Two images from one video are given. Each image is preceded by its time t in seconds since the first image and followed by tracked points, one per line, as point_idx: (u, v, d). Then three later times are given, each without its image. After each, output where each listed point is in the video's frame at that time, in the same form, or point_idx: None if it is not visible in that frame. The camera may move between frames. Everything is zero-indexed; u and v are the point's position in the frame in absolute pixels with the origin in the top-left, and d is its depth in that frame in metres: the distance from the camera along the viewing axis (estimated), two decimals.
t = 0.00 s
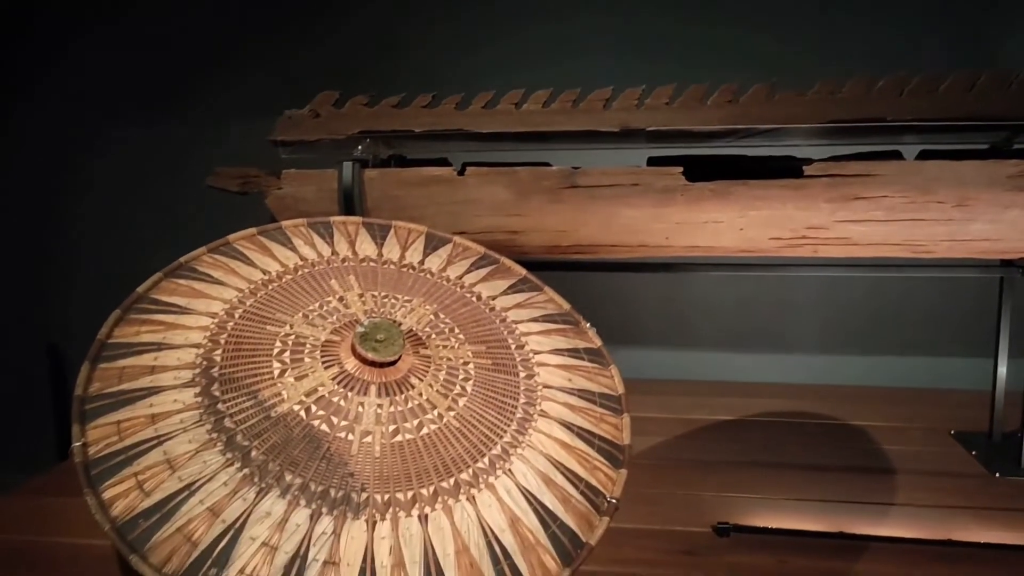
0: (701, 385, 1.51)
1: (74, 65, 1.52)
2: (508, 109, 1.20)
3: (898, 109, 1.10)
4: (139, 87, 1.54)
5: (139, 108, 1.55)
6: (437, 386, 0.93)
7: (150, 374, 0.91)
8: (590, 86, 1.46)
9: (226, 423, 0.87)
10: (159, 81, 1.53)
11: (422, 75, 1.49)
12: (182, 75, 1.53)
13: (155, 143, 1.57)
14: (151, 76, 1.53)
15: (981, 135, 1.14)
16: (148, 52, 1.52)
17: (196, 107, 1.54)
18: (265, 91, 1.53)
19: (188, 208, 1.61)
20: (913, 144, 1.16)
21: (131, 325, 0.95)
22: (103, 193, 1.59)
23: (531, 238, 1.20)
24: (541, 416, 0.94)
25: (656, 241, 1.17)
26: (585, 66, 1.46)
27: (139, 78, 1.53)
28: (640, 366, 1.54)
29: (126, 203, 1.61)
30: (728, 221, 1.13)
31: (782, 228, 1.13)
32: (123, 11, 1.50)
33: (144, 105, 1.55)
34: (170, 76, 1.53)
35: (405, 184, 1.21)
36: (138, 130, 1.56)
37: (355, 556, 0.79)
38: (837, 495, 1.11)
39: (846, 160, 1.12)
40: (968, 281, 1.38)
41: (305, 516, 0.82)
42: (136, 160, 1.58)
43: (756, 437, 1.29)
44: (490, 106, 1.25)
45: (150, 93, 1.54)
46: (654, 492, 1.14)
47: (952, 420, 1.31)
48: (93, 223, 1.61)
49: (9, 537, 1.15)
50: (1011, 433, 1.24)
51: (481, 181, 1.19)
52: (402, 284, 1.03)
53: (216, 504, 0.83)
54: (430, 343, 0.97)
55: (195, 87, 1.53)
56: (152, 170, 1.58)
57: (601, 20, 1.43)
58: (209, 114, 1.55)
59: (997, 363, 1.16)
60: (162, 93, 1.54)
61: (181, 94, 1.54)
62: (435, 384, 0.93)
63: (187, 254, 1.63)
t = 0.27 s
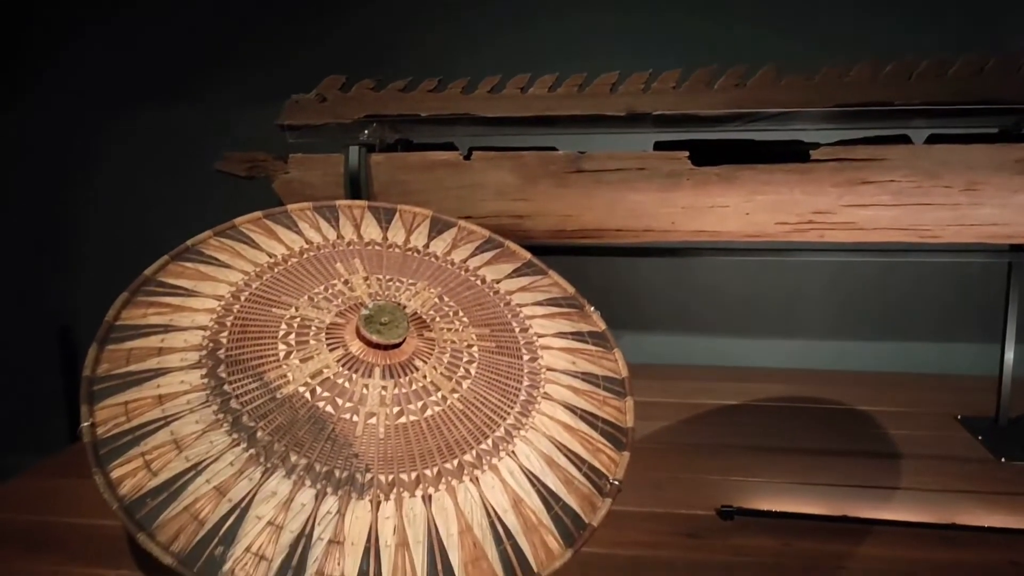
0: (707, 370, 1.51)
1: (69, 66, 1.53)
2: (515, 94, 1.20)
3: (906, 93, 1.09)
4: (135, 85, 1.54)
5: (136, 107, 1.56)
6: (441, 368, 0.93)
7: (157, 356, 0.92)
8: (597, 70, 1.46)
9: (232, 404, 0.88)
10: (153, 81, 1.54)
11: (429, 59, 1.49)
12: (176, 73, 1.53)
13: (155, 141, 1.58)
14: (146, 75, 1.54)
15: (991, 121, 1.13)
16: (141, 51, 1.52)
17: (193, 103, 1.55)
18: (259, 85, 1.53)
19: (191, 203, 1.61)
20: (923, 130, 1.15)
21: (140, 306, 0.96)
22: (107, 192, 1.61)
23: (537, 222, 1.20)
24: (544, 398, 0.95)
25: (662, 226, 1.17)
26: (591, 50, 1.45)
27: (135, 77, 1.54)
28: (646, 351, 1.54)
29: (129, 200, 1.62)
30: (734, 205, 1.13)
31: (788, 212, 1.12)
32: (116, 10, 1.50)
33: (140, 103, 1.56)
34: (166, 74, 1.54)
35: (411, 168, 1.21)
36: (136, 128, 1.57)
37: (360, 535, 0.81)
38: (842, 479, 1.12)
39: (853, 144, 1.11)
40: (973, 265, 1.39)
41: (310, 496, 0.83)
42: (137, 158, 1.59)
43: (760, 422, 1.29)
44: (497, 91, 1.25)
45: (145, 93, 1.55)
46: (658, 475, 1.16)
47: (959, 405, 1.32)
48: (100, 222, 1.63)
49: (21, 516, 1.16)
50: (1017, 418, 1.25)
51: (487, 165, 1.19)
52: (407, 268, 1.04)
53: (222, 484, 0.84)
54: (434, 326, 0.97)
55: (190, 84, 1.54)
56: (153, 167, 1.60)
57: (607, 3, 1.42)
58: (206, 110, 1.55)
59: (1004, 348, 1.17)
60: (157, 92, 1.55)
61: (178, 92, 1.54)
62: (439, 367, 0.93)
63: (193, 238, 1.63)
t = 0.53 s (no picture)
0: (711, 353, 1.52)
1: (66, 65, 1.54)
2: (519, 77, 1.20)
3: (913, 76, 1.08)
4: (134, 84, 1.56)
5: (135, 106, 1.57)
6: (444, 349, 0.94)
7: (162, 336, 0.93)
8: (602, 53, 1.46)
9: (237, 384, 0.88)
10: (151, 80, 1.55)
11: (433, 43, 1.49)
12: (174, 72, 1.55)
13: (155, 139, 1.60)
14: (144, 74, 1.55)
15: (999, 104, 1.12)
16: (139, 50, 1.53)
17: (192, 101, 1.56)
18: (258, 85, 1.54)
19: (192, 201, 1.63)
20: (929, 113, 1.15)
21: (144, 288, 0.96)
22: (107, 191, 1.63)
23: (542, 205, 1.20)
24: (547, 379, 0.96)
25: (667, 209, 1.17)
26: (597, 34, 1.45)
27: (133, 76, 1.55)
28: (650, 334, 1.54)
29: (133, 192, 1.63)
30: (739, 188, 1.13)
31: (793, 195, 1.12)
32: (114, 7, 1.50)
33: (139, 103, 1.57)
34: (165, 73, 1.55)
35: (416, 151, 1.21)
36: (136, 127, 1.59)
37: (363, 513, 0.82)
38: (845, 462, 1.13)
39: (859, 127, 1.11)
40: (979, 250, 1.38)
41: (314, 475, 0.84)
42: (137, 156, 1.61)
43: (764, 406, 1.30)
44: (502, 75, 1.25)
45: (145, 92, 1.56)
46: (661, 458, 1.17)
47: (963, 389, 1.33)
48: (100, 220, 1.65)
49: (28, 496, 1.17)
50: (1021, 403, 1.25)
51: (491, 149, 1.18)
52: (411, 250, 1.04)
53: (228, 463, 0.85)
54: (438, 307, 0.97)
55: (189, 84, 1.55)
56: (153, 166, 1.61)
57: None
58: (205, 109, 1.57)
59: (1008, 333, 1.17)
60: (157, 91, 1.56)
61: (177, 92, 1.56)
62: (443, 348, 0.94)
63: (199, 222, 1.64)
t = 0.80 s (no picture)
0: (713, 338, 1.52)
1: (66, 65, 1.54)
2: (521, 61, 1.19)
3: (916, 59, 1.08)
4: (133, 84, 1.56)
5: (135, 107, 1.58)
6: (444, 331, 0.94)
7: (164, 317, 0.93)
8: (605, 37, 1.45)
9: (238, 365, 0.89)
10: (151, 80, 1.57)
11: (436, 27, 1.49)
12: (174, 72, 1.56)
13: (155, 138, 1.61)
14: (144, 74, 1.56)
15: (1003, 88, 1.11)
16: (139, 50, 1.54)
17: (191, 102, 1.58)
18: (257, 85, 1.56)
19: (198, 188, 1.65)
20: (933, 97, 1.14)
21: (146, 270, 0.97)
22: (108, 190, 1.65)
23: (544, 189, 1.20)
24: (547, 362, 0.97)
25: (669, 193, 1.17)
26: (600, 18, 1.44)
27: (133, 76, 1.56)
28: (653, 318, 1.55)
29: (138, 180, 1.64)
30: (741, 172, 1.12)
31: (796, 179, 1.12)
32: (114, 6, 1.50)
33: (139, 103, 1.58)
34: (164, 73, 1.56)
35: (418, 135, 1.21)
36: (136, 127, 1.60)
37: (364, 494, 0.83)
38: (845, 446, 1.14)
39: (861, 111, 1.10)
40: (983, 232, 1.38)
41: (315, 455, 0.85)
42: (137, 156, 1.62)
43: (765, 389, 1.31)
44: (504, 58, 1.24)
45: (145, 92, 1.57)
46: (661, 441, 1.18)
47: (965, 374, 1.33)
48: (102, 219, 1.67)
49: (34, 478, 1.19)
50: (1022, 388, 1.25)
51: (492, 133, 1.18)
52: (411, 233, 1.04)
53: (229, 443, 0.85)
54: (438, 290, 0.97)
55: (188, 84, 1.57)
56: (154, 165, 1.63)
57: None
58: (205, 110, 1.59)
59: (1010, 318, 1.18)
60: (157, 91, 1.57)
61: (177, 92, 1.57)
62: (443, 330, 0.94)
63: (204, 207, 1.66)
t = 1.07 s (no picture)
0: (714, 323, 1.52)
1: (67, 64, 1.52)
2: (521, 44, 1.19)
3: (919, 42, 1.07)
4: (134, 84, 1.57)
5: (134, 107, 1.59)
6: (443, 313, 0.94)
7: (164, 299, 0.93)
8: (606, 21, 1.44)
9: (237, 346, 0.89)
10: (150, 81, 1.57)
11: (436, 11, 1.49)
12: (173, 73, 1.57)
13: (156, 138, 1.62)
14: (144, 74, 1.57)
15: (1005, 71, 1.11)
16: (139, 50, 1.54)
17: (191, 101, 1.59)
18: (254, 85, 1.57)
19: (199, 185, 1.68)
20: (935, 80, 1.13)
21: (145, 252, 0.97)
22: (107, 192, 1.64)
23: (544, 173, 1.20)
24: (546, 343, 0.97)
25: (669, 176, 1.16)
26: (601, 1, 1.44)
27: (132, 77, 1.57)
28: (654, 303, 1.55)
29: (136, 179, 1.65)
30: (741, 155, 1.12)
31: (797, 163, 1.11)
32: (114, 6, 1.50)
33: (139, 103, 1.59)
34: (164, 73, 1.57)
35: (418, 118, 1.21)
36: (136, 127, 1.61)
37: (362, 473, 0.83)
38: (844, 429, 1.14)
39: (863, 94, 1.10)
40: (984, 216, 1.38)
41: (314, 436, 0.85)
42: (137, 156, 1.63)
43: (765, 373, 1.31)
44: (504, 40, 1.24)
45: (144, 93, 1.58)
46: (661, 424, 1.18)
47: (965, 358, 1.33)
48: (101, 220, 1.65)
49: (34, 460, 1.19)
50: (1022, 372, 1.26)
51: (493, 116, 1.18)
52: (411, 215, 1.04)
53: (229, 423, 0.86)
54: (437, 272, 0.97)
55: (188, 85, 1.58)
56: (153, 166, 1.64)
57: None
58: (205, 109, 1.60)
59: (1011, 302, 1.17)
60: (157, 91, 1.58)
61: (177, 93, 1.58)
62: (441, 311, 0.94)
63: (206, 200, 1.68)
